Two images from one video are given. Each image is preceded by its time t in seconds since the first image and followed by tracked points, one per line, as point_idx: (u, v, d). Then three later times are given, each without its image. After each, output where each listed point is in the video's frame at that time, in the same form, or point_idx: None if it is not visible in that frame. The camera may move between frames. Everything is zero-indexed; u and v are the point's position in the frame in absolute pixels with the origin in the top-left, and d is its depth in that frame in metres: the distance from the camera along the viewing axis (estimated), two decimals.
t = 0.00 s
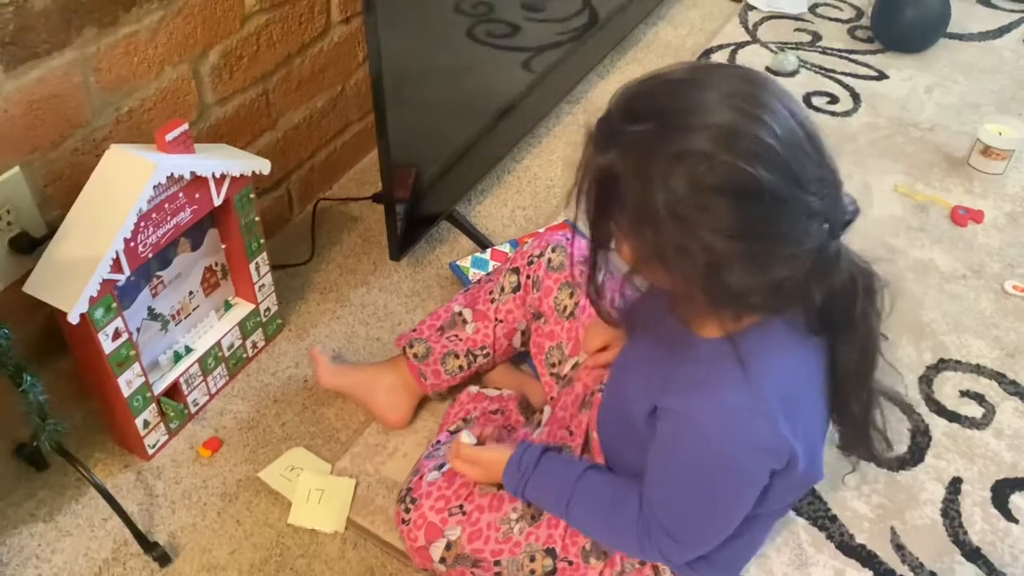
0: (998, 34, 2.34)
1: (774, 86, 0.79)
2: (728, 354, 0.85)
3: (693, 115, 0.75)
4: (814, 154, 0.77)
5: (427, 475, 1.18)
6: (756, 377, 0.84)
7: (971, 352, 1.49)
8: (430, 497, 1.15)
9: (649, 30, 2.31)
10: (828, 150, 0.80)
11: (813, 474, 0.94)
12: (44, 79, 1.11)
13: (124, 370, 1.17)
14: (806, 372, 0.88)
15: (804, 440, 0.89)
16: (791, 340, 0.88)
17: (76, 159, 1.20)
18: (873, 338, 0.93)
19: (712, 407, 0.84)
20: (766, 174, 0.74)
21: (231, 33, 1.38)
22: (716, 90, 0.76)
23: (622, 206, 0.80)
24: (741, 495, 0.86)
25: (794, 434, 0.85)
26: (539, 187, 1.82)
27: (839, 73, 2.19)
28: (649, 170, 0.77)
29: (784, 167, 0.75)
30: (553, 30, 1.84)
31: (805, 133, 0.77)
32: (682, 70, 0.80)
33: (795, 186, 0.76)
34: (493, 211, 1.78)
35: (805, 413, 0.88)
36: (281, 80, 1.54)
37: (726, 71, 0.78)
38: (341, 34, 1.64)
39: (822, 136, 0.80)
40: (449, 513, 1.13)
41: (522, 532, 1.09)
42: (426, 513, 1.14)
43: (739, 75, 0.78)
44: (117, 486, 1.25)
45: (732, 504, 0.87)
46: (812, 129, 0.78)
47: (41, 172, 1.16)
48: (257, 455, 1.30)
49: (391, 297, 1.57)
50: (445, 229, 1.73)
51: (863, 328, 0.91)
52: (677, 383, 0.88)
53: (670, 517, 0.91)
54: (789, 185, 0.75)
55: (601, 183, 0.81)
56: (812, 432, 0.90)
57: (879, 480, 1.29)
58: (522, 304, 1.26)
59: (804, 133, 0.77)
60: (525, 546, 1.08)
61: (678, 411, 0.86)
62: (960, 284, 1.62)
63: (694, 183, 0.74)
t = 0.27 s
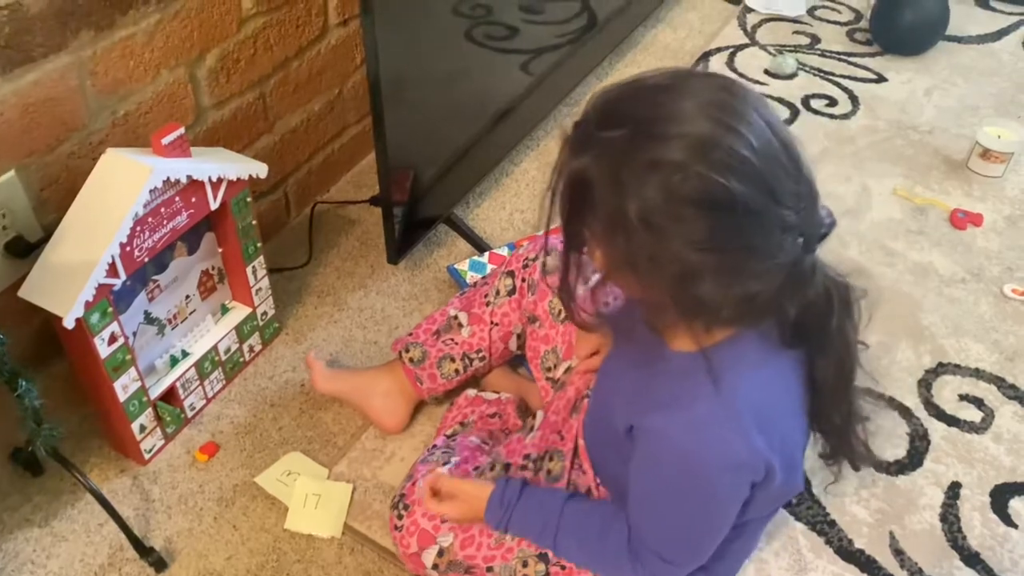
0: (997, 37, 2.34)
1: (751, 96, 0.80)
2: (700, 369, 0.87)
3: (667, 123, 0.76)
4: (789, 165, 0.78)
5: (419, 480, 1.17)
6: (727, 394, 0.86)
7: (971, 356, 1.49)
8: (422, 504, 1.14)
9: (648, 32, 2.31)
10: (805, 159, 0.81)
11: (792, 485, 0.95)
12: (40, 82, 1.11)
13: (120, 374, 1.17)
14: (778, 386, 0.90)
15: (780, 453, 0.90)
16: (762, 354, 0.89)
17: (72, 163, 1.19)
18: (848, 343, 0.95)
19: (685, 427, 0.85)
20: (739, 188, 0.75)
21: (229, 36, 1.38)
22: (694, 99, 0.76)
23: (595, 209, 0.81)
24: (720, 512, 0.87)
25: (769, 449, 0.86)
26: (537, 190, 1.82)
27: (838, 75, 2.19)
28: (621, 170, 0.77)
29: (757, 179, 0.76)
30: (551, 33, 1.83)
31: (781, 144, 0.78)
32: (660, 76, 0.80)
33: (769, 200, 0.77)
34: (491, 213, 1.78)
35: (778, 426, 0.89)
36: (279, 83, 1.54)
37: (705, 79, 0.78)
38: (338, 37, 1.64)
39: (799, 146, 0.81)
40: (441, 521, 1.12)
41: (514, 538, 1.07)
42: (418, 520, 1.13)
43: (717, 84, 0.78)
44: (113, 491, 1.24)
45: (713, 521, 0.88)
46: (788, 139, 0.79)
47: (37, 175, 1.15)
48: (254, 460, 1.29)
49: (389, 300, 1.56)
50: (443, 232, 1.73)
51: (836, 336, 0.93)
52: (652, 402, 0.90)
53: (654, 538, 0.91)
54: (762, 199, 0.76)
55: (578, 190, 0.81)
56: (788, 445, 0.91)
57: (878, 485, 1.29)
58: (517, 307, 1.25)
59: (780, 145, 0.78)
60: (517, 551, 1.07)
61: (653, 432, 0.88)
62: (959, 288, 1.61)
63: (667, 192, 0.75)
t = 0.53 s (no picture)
0: (994, 36, 2.35)
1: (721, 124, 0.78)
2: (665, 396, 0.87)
3: (632, 147, 0.74)
4: (758, 197, 0.77)
5: (418, 477, 1.18)
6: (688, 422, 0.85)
7: (968, 355, 1.49)
8: (418, 501, 1.15)
9: (645, 31, 2.31)
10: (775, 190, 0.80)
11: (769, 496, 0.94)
12: (39, 83, 1.11)
13: (119, 375, 1.17)
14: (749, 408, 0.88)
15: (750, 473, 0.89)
16: (733, 377, 0.86)
17: (71, 163, 1.19)
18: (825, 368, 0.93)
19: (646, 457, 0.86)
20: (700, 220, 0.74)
21: (227, 36, 1.38)
22: (664, 124, 0.75)
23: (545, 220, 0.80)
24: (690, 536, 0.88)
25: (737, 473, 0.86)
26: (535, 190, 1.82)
27: (835, 75, 2.19)
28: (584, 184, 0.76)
29: (719, 212, 0.74)
30: (549, 33, 1.83)
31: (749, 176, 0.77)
32: (633, 96, 0.78)
33: (730, 233, 0.75)
34: (489, 213, 1.78)
35: (748, 449, 0.87)
36: (277, 84, 1.54)
37: (678, 103, 0.77)
38: (336, 37, 1.64)
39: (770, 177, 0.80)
40: (436, 519, 1.13)
41: (508, 538, 1.09)
42: (414, 518, 1.14)
43: (688, 110, 0.77)
44: (113, 491, 1.24)
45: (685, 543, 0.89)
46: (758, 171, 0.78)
47: (36, 176, 1.15)
48: (254, 460, 1.29)
49: (388, 300, 1.56)
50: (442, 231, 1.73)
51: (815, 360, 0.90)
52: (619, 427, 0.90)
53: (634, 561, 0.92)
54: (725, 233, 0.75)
55: (543, 206, 0.80)
56: (761, 462, 0.90)
57: (876, 483, 1.30)
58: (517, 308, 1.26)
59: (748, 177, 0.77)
60: (511, 551, 1.09)
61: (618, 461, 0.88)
62: (957, 287, 1.62)
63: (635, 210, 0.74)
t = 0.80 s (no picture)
0: (990, 32, 2.36)
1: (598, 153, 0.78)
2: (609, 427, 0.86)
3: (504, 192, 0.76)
4: (637, 220, 0.77)
5: (420, 486, 1.18)
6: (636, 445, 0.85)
7: (970, 348, 1.50)
8: (419, 510, 1.16)
9: (644, 27, 2.32)
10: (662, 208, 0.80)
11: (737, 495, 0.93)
12: (43, 79, 1.10)
13: (125, 372, 1.17)
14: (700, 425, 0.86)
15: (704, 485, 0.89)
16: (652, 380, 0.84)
17: (74, 161, 1.19)
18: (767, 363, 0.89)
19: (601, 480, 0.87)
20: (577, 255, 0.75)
21: (229, 33, 1.38)
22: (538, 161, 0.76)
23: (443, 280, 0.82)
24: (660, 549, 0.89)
25: (675, 469, 0.85)
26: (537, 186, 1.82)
27: (833, 71, 2.20)
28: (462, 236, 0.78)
29: (601, 237, 0.75)
30: (548, 30, 1.83)
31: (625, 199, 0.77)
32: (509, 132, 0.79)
33: (606, 259, 0.76)
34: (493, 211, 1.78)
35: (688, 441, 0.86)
36: (279, 81, 1.54)
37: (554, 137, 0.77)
38: (337, 35, 1.64)
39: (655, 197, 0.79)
40: (437, 527, 1.13)
41: (508, 544, 1.09)
42: (415, 526, 1.15)
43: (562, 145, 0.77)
44: (118, 489, 1.24)
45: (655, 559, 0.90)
46: (636, 196, 0.78)
47: (40, 173, 1.15)
48: (260, 457, 1.29)
49: (390, 297, 1.56)
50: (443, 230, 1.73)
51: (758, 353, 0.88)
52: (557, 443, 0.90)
53: None
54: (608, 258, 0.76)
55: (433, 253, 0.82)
56: (714, 466, 0.88)
57: (880, 476, 1.30)
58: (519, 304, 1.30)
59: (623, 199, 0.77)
60: (512, 557, 1.09)
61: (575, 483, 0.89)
62: (957, 281, 1.63)
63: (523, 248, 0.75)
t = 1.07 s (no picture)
0: (995, 19, 2.36)
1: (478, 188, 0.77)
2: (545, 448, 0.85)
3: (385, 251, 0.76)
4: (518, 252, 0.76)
5: (434, 472, 1.16)
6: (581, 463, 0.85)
7: (987, 331, 1.50)
8: (433, 495, 1.14)
9: (650, 17, 2.31)
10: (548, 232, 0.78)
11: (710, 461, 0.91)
12: (65, 65, 1.09)
13: (149, 359, 1.16)
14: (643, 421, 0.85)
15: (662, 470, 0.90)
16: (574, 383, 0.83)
17: (94, 148, 1.17)
18: (689, 342, 0.84)
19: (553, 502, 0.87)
20: (465, 297, 0.75)
21: (245, 20, 1.37)
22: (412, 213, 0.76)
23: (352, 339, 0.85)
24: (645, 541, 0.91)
25: (619, 457, 0.84)
26: (550, 174, 1.81)
27: (840, 58, 2.20)
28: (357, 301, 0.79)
29: (481, 268, 0.74)
30: (555, 19, 1.82)
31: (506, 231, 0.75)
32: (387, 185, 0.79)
33: (490, 292, 0.75)
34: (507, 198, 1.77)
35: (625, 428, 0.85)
36: (293, 69, 1.52)
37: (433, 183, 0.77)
38: (350, 23, 1.63)
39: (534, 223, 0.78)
40: (450, 512, 1.11)
41: (522, 526, 1.07)
42: (429, 512, 1.13)
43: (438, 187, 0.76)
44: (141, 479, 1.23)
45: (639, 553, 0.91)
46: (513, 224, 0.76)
47: (61, 160, 1.13)
48: (283, 445, 1.29)
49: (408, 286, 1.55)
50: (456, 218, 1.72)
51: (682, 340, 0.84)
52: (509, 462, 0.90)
53: None
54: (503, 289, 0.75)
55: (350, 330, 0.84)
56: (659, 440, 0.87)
57: (904, 457, 1.30)
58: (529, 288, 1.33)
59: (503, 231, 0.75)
60: (525, 538, 1.06)
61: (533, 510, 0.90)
62: (973, 264, 1.63)
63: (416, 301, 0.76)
